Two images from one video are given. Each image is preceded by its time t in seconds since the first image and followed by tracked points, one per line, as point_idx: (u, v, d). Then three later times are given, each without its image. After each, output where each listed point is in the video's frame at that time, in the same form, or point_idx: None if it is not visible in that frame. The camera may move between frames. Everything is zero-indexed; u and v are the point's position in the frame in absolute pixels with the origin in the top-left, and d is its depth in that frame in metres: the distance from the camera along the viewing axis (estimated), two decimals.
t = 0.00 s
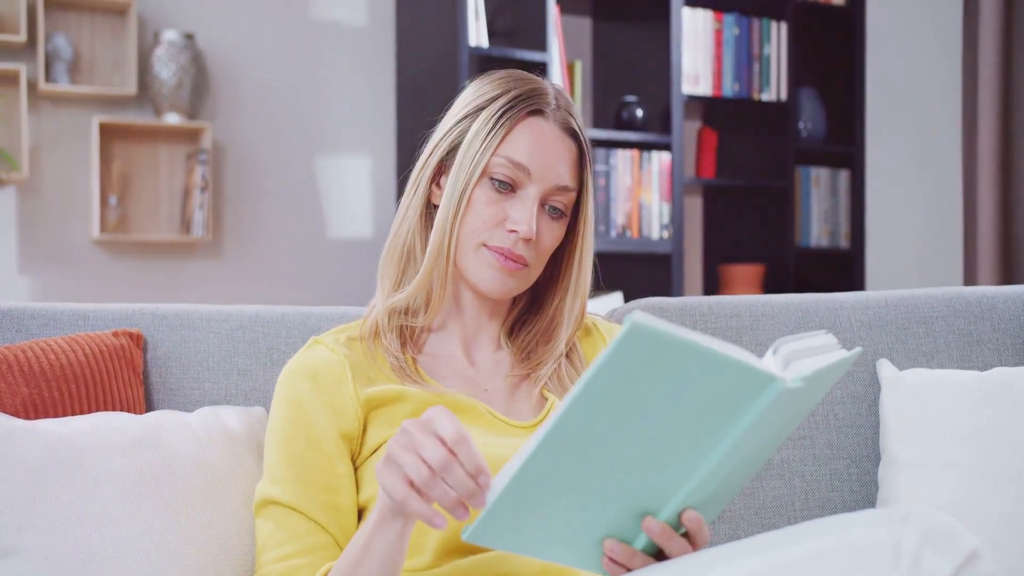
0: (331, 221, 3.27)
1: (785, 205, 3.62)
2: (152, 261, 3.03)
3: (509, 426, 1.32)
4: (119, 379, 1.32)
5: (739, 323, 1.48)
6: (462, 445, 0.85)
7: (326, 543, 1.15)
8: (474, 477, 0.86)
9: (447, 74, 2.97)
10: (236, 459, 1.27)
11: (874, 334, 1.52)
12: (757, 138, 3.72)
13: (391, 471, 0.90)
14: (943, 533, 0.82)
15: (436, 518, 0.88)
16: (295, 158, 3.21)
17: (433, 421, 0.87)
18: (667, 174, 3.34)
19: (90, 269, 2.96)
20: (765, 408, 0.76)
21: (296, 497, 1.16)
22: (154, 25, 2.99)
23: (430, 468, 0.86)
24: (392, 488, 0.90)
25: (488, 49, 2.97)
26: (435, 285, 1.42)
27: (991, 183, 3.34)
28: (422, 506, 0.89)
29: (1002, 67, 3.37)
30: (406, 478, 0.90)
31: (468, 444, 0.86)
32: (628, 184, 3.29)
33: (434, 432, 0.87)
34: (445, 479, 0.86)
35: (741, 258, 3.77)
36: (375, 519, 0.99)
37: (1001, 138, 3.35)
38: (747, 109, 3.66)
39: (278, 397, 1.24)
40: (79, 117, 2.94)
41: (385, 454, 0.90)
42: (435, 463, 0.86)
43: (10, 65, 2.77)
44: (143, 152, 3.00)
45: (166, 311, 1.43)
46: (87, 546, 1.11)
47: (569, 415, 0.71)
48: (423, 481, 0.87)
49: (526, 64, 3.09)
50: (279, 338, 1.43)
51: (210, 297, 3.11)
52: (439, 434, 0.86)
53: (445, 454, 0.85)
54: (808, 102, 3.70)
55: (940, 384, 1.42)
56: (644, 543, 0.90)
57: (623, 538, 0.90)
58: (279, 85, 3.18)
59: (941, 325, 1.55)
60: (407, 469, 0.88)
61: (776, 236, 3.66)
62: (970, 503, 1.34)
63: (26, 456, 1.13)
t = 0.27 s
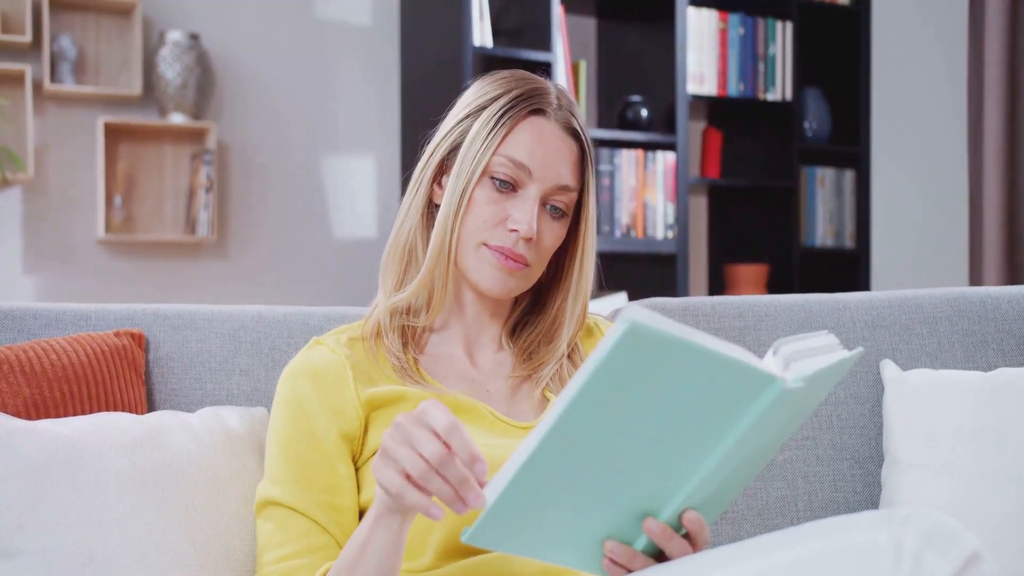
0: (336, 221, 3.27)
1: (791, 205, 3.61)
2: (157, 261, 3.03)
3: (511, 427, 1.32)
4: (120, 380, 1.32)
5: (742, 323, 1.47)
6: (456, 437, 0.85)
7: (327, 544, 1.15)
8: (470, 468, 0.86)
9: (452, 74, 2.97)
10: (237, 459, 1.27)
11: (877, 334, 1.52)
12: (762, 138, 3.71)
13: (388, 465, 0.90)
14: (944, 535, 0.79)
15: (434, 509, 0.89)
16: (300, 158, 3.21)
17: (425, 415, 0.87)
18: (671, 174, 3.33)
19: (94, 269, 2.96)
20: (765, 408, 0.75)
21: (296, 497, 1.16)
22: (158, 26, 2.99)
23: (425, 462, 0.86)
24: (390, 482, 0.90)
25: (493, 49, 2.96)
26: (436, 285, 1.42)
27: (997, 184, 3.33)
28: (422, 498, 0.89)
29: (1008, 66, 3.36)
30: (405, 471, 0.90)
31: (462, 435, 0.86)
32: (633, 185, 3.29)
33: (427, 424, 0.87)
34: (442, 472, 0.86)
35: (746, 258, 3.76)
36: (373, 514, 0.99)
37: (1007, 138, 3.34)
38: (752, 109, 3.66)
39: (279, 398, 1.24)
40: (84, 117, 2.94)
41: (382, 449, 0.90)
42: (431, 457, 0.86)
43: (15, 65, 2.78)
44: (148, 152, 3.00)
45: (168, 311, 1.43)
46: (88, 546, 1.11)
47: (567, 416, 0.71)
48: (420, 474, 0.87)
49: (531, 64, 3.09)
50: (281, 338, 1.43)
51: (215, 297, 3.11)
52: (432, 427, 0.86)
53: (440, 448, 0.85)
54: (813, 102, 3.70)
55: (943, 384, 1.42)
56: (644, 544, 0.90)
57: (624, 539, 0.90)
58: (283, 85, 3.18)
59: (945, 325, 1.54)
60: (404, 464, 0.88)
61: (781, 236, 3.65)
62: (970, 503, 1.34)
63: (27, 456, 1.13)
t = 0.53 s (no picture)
0: (342, 221, 3.27)
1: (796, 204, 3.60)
2: (162, 261, 3.03)
3: (513, 428, 1.32)
4: (122, 380, 1.32)
5: (744, 323, 1.47)
6: (457, 435, 0.86)
7: (328, 544, 1.15)
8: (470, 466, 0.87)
9: (457, 73, 2.96)
10: (239, 459, 1.27)
11: (880, 334, 1.51)
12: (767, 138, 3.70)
13: (386, 463, 0.90)
14: (945, 536, 0.79)
15: (434, 505, 0.89)
16: (305, 158, 3.21)
17: (425, 413, 0.87)
18: (676, 174, 3.33)
19: (100, 269, 2.97)
20: (764, 408, 0.75)
21: (297, 498, 1.16)
22: (163, 26, 3.00)
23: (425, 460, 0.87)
24: (389, 480, 0.90)
25: (497, 49, 2.96)
26: (437, 285, 1.41)
27: (1004, 183, 3.32)
28: (421, 495, 0.89)
29: (1013, 65, 3.35)
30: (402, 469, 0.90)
31: (462, 433, 0.86)
32: (637, 184, 3.29)
33: (427, 423, 0.88)
34: (442, 470, 0.86)
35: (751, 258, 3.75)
36: (374, 514, 0.99)
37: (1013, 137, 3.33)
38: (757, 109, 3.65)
39: (280, 398, 1.24)
40: (89, 117, 2.95)
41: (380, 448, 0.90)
42: (431, 455, 0.86)
43: (21, 65, 2.78)
44: (153, 152, 3.00)
45: (171, 311, 1.43)
46: (90, 546, 1.11)
47: (565, 415, 0.70)
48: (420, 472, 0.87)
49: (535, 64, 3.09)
50: (283, 338, 1.43)
51: (221, 297, 3.12)
52: (432, 425, 0.87)
53: (441, 446, 0.85)
54: (818, 100, 3.70)
55: (946, 385, 1.41)
56: (645, 545, 0.89)
57: (625, 540, 0.89)
58: (288, 85, 3.18)
59: (950, 325, 1.54)
60: (404, 462, 0.88)
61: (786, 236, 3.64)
62: (969, 503, 1.32)
63: (29, 456, 1.13)
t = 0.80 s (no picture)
0: (346, 221, 3.27)
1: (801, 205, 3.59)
2: (167, 262, 3.04)
3: (515, 430, 1.32)
4: (124, 381, 1.31)
5: (747, 324, 1.47)
6: (456, 434, 0.86)
7: (330, 546, 1.15)
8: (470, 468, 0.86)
9: (461, 74, 2.96)
10: (242, 460, 1.27)
11: (884, 335, 1.51)
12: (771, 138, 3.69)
13: (387, 464, 0.90)
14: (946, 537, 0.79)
15: (435, 506, 0.89)
16: (309, 158, 3.21)
17: (425, 413, 0.88)
18: (681, 174, 3.32)
19: (105, 269, 2.97)
20: (764, 410, 0.75)
21: (299, 499, 1.16)
22: (168, 27, 3.00)
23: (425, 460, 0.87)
24: (390, 481, 0.90)
25: (502, 49, 2.96)
26: (439, 285, 1.41)
27: (1009, 183, 3.31)
28: (421, 495, 0.89)
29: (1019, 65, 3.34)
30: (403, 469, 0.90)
31: (462, 434, 0.86)
32: (642, 184, 3.28)
33: (427, 424, 0.88)
34: (441, 471, 0.86)
35: (756, 259, 3.75)
36: (374, 514, 0.99)
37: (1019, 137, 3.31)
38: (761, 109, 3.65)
39: (282, 399, 1.23)
40: (94, 118, 2.95)
41: (381, 447, 0.91)
42: (431, 455, 0.86)
43: (26, 66, 2.79)
44: (158, 153, 3.01)
45: (173, 312, 1.43)
46: (91, 547, 1.11)
47: (564, 418, 0.70)
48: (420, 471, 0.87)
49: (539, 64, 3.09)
50: (286, 339, 1.43)
51: (226, 297, 3.12)
52: (432, 425, 0.87)
53: (441, 447, 0.85)
54: (823, 101, 3.69)
55: (950, 386, 1.41)
56: (646, 547, 0.89)
57: (625, 542, 0.89)
58: (293, 85, 3.18)
59: (953, 326, 1.53)
60: (405, 462, 0.88)
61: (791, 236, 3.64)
62: (972, 503, 1.32)
63: (31, 457, 1.13)
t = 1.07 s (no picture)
0: (351, 221, 3.27)
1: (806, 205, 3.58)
2: (172, 262, 3.04)
3: (516, 431, 1.32)
4: (125, 381, 1.31)
5: (749, 324, 1.46)
6: (456, 433, 0.86)
7: (330, 546, 1.15)
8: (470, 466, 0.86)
9: (465, 73, 2.96)
10: (242, 460, 1.27)
11: (886, 335, 1.50)
12: (776, 137, 3.68)
13: (386, 462, 0.90)
14: (946, 538, 0.79)
15: (433, 504, 0.89)
16: (314, 159, 3.22)
17: (425, 412, 0.87)
18: (685, 174, 3.32)
19: (110, 269, 2.98)
20: (763, 411, 0.75)
21: (299, 500, 1.16)
22: (173, 27, 3.00)
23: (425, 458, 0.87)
24: (388, 479, 0.90)
25: (506, 49, 2.95)
26: (440, 285, 1.41)
27: (1015, 183, 3.29)
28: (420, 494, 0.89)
29: None
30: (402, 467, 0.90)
31: (462, 433, 0.86)
32: (646, 185, 3.28)
33: (427, 422, 0.88)
34: (441, 469, 0.86)
35: (761, 259, 3.74)
36: (374, 514, 0.99)
37: None
38: (767, 109, 3.64)
39: (283, 400, 1.23)
40: (99, 118, 2.96)
41: (381, 446, 0.91)
42: (431, 454, 0.86)
43: (31, 66, 2.79)
44: (162, 153, 3.01)
45: (175, 312, 1.43)
46: (92, 547, 1.12)
47: (562, 418, 0.70)
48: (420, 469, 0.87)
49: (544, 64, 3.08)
50: (287, 339, 1.43)
51: (231, 297, 3.12)
52: (432, 423, 0.87)
53: (440, 445, 0.85)
54: (829, 101, 3.68)
55: (954, 386, 1.40)
56: (646, 548, 0.88)
57: (625, 543, 0.89)
58: (297, 85, 3.18)
59: (956, 326, 1.53)
60: (404, 460, 0.88)
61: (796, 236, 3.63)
62: (974, 504, 1.32)
63: (32, 456, 1.13)
